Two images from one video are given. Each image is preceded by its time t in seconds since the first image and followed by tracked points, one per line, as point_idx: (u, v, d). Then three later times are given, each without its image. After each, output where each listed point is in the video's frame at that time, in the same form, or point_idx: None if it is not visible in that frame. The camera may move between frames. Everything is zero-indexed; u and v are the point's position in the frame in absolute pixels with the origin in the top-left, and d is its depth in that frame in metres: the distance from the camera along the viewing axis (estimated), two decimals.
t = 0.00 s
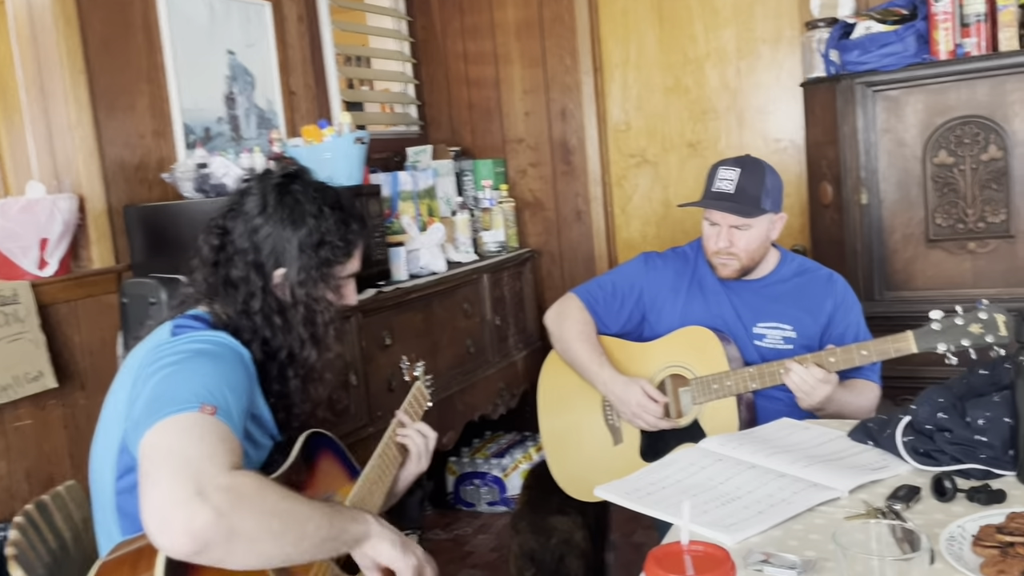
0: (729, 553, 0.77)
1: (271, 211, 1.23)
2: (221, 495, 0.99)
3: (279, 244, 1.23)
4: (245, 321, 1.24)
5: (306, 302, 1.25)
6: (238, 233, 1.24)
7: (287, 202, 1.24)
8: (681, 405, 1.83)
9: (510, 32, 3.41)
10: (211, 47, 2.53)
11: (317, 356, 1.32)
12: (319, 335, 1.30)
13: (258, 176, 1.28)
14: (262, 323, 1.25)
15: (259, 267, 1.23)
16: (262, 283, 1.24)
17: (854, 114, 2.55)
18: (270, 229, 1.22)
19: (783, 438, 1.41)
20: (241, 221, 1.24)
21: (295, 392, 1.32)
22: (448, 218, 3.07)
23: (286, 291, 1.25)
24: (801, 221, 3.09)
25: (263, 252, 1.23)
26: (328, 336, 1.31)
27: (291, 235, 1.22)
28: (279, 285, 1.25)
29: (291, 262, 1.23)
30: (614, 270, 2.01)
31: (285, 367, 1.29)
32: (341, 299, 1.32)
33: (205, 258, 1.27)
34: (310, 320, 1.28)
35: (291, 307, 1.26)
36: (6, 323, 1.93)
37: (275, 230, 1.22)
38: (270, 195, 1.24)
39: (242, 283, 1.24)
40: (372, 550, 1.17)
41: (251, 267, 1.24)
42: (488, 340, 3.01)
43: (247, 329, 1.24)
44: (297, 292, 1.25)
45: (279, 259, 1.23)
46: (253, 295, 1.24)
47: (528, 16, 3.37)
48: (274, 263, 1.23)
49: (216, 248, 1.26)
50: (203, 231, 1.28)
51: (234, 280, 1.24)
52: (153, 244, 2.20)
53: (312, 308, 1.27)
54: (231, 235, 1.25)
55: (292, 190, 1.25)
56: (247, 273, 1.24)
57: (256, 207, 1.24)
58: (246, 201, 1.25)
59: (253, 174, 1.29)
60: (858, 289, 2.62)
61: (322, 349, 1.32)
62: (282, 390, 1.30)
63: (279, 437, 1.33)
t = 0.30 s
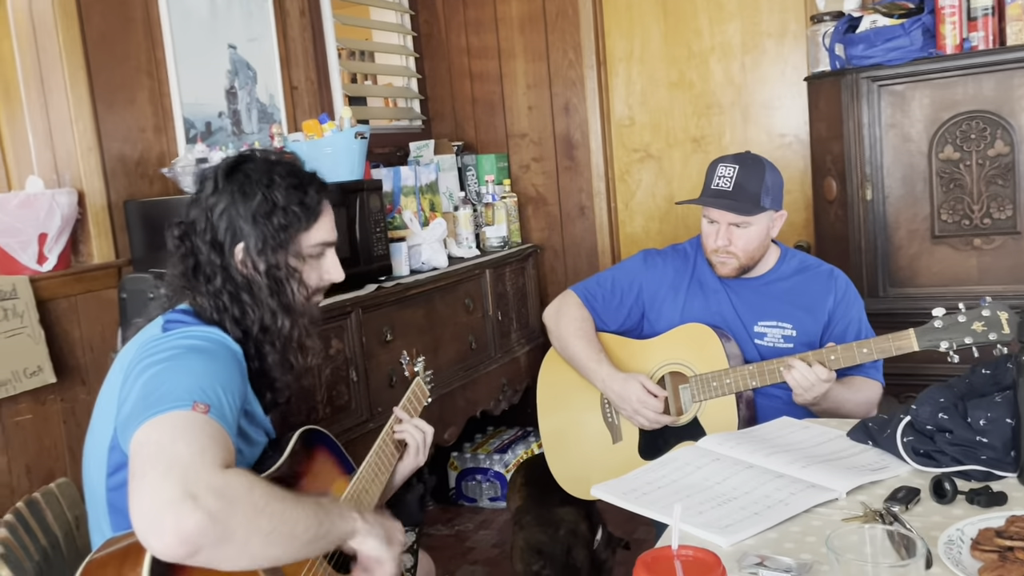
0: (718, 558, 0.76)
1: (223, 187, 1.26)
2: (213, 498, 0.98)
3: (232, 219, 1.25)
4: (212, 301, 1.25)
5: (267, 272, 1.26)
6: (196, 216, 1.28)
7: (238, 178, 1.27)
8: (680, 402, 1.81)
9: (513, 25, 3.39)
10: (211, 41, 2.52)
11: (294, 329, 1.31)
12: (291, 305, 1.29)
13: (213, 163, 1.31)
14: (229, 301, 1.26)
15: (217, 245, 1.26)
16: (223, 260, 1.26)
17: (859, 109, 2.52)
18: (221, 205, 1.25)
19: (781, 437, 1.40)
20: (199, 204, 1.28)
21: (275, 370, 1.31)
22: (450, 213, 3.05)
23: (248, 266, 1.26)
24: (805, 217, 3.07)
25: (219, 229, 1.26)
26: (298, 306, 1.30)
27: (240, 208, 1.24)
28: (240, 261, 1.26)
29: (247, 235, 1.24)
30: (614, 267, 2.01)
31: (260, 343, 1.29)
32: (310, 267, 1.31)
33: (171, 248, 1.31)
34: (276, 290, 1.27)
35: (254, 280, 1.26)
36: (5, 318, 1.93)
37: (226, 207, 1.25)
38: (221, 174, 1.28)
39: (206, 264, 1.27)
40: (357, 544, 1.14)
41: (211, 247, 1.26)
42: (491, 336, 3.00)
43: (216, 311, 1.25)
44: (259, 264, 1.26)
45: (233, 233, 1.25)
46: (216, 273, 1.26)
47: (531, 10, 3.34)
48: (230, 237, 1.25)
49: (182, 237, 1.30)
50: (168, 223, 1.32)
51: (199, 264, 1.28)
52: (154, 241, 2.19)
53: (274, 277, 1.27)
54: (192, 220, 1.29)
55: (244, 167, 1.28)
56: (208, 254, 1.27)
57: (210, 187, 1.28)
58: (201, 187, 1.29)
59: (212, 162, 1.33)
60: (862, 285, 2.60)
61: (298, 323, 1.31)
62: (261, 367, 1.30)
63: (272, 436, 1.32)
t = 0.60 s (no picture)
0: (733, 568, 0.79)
1: (253, 198, 1.43)
2: (244, 494, 1.05)
3: (257, 219, 1.39)
4: (238, 294, 1.38)
5: (280, 266, 1.37)
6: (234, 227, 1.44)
7: (264, 188, 1.42)
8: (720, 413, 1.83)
9: (564, 35, 3.42)
10: (269, 54, 2.61)
11: (311, 321, 1.39)
12: (304, 296, 1.38)
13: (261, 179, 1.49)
14: (252, 293, 1.38)
15: (244, 247, 1.41)
16: (248, 260, 1.40)
17: (911, 119, 2.49)
18: (249, 212, 1.41)
19: (817, 451, 1.41)
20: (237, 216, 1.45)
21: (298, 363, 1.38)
22: (498, 221, 3.10)
23: (267, 261, 1.38)
24: (856, 227, 3.03)
25: (246, 233, 1.41)
26: (310, 297, 1.38)
27: (263, 208, 1.39)
28: (263, 258, 1.39)
29: (267, 232, 1.37)
30: (655, 278, 2.03)
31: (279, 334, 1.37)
32: (331, 262, 1.39)
33: (221, 255, 1.47)
34: (288, 282, 1.37)
35: (269, 274, 1.37)
36: (73, 319, 2.03)
37: (254, 209, 1.40)
38: (254, 188, 1.44)
39: (237, 266, 1.41)
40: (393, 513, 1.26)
41: (242, 247, 1.41)
42: (537, 342, 3.04)
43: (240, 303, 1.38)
44: (275, 258, 1.37)
45: (256, 234, 1.39)
46: (242, 271, 1.40)
47: (581, 19, 3.38)
48: (254, 239, 1.39)
49: (226, 244, 1.46)
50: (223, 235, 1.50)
51: (234, 265, 1.42)
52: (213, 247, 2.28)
53: (286, 270, 1.37)
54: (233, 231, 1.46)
55: (272, 180, 1.44)
56: (240, 254, 1.41)
57: (246, 201, 1.45)
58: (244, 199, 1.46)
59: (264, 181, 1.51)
60: (913, 298, 2.57)
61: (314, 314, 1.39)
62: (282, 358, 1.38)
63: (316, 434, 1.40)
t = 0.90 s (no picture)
0: (724, 557, 0.82)
1: (299, 206, 1.48)
2: (267, 488, 1.10)
3: (300, 225, 1.45)
4: (275, 292, 1.43)
5: (320, 271, 1.42)
6: (277, 231, 1.50)
7: (310, 197, 1.48)
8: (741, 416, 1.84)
9: (598, 41, 3.46)
10: (307, 61, 2.69)
11: (344, 324, 1.43)
12: (342, 301, 1.43)
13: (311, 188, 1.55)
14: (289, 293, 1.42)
15: (287, 251, 1.46)
16: (290, 263, 1.45)
17: (944, 124, 2.47)
18: (295, 218, 1.47)
19: (830, 453, 1.42)
20: (281, 221, 1.51)
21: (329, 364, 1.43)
22: (530, 224, 3.14)
23: (307, 265, 1.43)
24: (891, 233, 3.01)
25: (290, 237, 1.47)
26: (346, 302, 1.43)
27: (307, 215, 1.44)
28: (303, 261, 1.44)
29: (309, 238, 1.43)
30: (678, 281, 2.06)
31: (314, 335, 1.42)
32: (368, 271, 1.44)
33: (264, 257, 1.53)
34: (327, 286, 1.42)
35: (308, 277, 1.42)
36: (116, 316, 2.11)
37: (298, 215, 1.46)
38: (300, 196, 1.50)
39: (277, 268, 1.47)
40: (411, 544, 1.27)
41: (285, 251, 1.47)
42: (567, 345, 3.07)
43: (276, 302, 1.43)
44: (315, 263, 1.42)
45: (300, 240, 1.45)
46: (283, 273, 1.45)
47: (615, 25, 3.41)
48: (297, 244, 1.45)
49: (270, 246, 1.52)
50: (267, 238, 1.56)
51: (275, 266, 1.48)
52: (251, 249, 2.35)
53: (325, 275, 1.42)
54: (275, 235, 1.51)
55: (318, 190, 1.50)
56: (282, 256, 1.47)
57: (291, 208, 1.50)
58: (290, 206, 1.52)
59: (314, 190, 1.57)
60: (946, 304, 2.55)
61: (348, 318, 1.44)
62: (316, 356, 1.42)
63: (336, 429, 1.46)
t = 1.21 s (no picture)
0: (720, 548, 0.84)
1: (298, 203, 1.51)
2: (284, 476, 1.14)
3: (301, 222, 1.48)
4: (283, 290, 1.47)
5: (322, 265, 1.45)
6: (280, 229, 1.53)
7: (308, 193, 1.51)
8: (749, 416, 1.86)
9: (613, 44, 3.48)
10: (326, 65, 2.74)
11: (351, 315, 1.47)
12: (346, 292, 1.46)
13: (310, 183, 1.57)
14: (295, 290, 1.46)
15: (291, 248, 1.50)
16: (294, 260, 1.49)
17: (958, 126, 2.48)
18: (295, 216, 1.50)
19: (835, 452, 1.44)
20: (283, 220, 1.54)
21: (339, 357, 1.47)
22: (545, 226, 3.17)
23: (311, 261, 1.46)
24: (905, 236, 3.01)
25: (292, 235, 1.50)
26: (350, 293, 1.46)
27: (307, 212, 1.47)
28: (307, 258, 1.47)
29: (312, 234, 1.46)
30: (688, 283, 2.08)
31: (323, 329, 1.46)
32: (372, 258, 1.47)
33: (270, 255, 1.57)
34: (331, 279, 1.45)
35: (313, 273, 1.46)
36: (138, 314, 2.16)
37: (299, 213, 1.49)
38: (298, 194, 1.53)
39: (283, 266, 1.50)
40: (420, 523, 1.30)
41: (289, 248, 1.50)
42: (581, 345, 3.09)
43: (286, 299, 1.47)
44: (319, 258, 1.45)
45: (301, 236, 1.48)
46: (288, 270, 1.48)
47: (631, 29, 3.43)
48: (299, 241, 1.48)
49: (275, 244, 1.55)
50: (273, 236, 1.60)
51: (280, 264, 1.51)
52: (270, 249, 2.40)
53: (327, 268, 1.45)
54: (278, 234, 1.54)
55: (316, 186, 1.52)
56: (286, 255, 1.50)
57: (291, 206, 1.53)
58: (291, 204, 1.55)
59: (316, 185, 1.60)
60: (959, 306, 2.55)
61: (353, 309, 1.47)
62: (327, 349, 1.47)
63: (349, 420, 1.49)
